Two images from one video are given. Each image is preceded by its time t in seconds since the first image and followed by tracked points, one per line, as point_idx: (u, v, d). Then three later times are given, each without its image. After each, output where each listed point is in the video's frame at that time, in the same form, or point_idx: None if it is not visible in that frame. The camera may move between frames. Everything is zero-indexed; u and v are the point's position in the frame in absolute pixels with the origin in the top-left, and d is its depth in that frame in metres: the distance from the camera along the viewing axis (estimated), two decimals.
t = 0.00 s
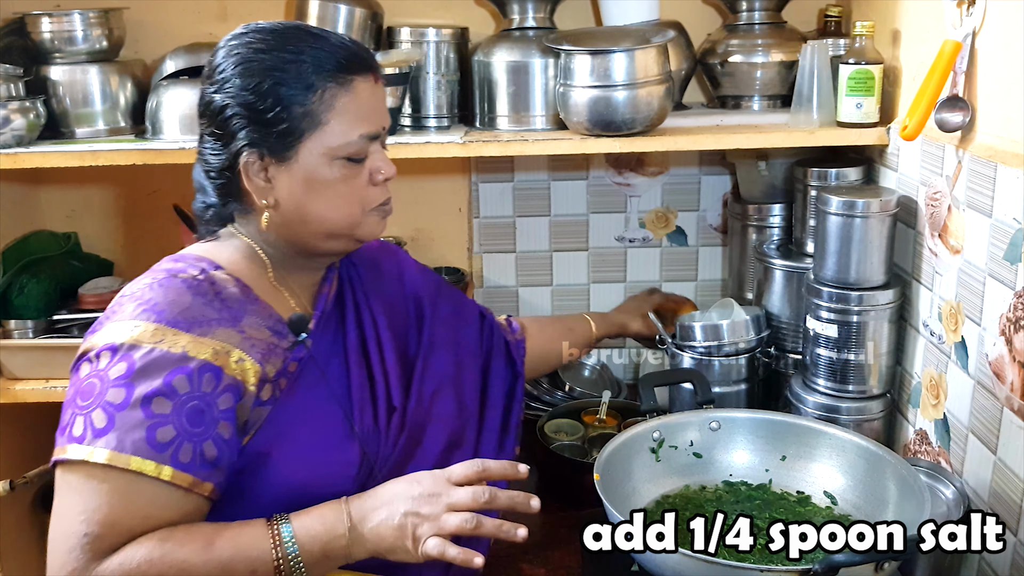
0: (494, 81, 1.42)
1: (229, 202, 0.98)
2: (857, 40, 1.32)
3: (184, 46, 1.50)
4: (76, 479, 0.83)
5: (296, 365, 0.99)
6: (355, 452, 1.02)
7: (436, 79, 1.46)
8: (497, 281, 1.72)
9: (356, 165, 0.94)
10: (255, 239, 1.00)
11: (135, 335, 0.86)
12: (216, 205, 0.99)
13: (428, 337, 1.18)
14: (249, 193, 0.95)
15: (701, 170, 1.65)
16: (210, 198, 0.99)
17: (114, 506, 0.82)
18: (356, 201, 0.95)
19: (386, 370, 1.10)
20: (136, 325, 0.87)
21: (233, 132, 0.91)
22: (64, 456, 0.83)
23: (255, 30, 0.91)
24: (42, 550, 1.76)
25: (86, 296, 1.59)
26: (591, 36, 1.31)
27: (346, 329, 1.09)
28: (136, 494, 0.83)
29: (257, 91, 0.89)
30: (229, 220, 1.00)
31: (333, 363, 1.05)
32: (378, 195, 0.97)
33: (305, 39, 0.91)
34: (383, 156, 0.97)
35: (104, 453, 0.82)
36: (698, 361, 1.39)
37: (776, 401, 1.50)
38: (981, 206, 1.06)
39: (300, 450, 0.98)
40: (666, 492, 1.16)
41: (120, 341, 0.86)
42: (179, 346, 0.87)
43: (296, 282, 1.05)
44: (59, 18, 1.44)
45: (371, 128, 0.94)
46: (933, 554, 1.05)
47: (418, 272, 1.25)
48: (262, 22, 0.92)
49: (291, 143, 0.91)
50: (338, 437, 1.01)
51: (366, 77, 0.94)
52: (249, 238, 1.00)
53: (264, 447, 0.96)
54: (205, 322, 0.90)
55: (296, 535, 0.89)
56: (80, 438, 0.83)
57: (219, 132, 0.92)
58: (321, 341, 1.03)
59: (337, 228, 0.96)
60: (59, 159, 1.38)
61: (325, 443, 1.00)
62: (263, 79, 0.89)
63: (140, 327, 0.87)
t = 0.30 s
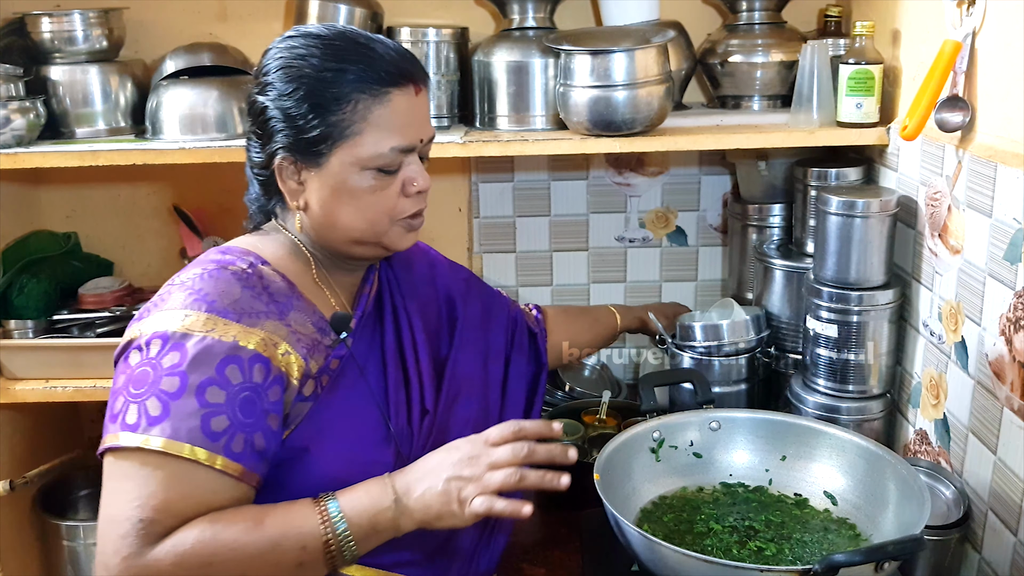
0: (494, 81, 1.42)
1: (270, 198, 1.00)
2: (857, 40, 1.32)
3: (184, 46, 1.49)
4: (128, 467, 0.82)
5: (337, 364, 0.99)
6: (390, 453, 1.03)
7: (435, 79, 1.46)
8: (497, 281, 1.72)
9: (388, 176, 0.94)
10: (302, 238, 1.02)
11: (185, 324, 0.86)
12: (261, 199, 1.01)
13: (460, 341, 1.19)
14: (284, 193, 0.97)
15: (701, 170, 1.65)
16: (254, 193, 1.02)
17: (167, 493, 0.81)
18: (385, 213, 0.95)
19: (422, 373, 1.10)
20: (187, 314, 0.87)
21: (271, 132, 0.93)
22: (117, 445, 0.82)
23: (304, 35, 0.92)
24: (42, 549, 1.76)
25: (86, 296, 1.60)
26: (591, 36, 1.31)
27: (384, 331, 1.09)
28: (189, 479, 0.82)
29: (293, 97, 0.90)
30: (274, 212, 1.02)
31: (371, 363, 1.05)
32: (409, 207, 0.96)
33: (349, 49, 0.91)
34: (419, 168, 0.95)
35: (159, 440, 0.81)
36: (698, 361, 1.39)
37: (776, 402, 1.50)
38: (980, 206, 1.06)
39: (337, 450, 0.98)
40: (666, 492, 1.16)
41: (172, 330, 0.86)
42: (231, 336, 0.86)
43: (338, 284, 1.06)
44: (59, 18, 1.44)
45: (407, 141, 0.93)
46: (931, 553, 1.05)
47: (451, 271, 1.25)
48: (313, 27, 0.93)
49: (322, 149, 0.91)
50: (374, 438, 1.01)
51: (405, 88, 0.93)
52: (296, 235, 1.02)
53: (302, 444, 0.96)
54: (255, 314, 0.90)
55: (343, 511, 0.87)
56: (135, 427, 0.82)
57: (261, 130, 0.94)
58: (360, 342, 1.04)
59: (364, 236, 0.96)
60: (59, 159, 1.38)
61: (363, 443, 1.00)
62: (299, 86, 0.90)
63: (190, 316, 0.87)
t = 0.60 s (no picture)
0: (494, 81, 1.42)
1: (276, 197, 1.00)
2: (857, 40, 1.32)
3: (184, 46, 1.50)
4: (171, 475, 0.80)
5: (342, 365, 1.00)
6: (392, 455, 1.03)
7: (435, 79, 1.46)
8: (497, 281, 1.72)
9: (392, 181, 0.93)
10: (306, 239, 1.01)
11: (203, 327, 0.85)
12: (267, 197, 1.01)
13: (462, 342, 1.19)
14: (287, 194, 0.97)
15: (701, 170, 1.65)
16: (260, 191, 1.02)
17: (218, 495, 0.81)
18: (388, 217, 0.95)
19: (424, 375, 1.10)
20: (203, 319, 0.86)
21: (276, 132, 0.93)
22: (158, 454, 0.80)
23: (313, 37, 0.92)
24: (42, 549, 1.76)
25: (86, 296, 1.61)
26: (591, 36, 1.31)
27: (387, 332, 1.09)
28: (237, 479, 0.82)
29: (298, 98, 0.90)
30: (279, 212, 1.02)
31: (375, 365, 1.05)
32: (413, 211, 0.96)
33: (356, 52, 0.91)
34: (424, 174, 0.95)
35: (207, 444, 0.80)
36: (698, 361, 1.39)
37: (776, 402, 1.50)
38: (980, 206, 1.06)
39: (344, 451, 0.98)
40: (664, 491, 1.16)
41: (192, 334, 0.84)
42: (252, 336, 0.86)
43: (342, 285, 1.06)
44: (59, 18, 1.44)
45: (411, 146, 0.93)
46: (931, 553, 1.05)
47: (455, 271, 1.24)
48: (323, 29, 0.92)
49: (325, 152, 0.91)
50: (378, 439, 1.02)
51: (410, 93, 0.93)
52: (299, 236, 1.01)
53: (309, 445, 0.96)
54: (269, 314, 0.90)
55: (393, 493, 0.90)
56: (176, 433, 0.80)
57: (267, 129, 0.94)
58: (365, 344, 1.04)
59: (366, 240, 0.96)
60: (59, 159, 1.38)
61: (369, 444, 1.00)
62: (304, 88, 0.90)
63: (207, 319, 0.86)
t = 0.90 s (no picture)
0: (494, 81, 1.42)
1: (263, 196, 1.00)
2: (857, 40, 1.32)
3: (184, 46, 1.50)
4: (187, 465, 0.79)
5: (338, 361, 0.99)
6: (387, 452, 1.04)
7: (435, 79, 1.46)
8: (497, 281, 1.72)
9: (373, 176, 0.93)
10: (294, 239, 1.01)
11: (203, 321, 0.84)
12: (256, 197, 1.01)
13: (455, 339, 1.19)
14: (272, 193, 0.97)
15: (701, 170, 1.65)
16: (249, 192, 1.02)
17: (235, 484, 0.80)
18: (372, 213, 0.94)
19: (417, 373, 1.11)
20: (201, 313, 0.85)
21: (258, 132, 0.93)
22: (170, 446, 0.79)
23: (292, 36, 0.92)
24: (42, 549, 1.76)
25: (86, 296, 1.61)
26: (591, 36, 1.31)
27: (380, 331, 1.10)
28: (251, 468, 0.81)
29: (276, 97, 0.90)
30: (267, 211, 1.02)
31: (368, 363, 1.06)
32: (396, 207, 0.95)
33: (331, 49, 0.90)
34: (406, 168, 0.94)
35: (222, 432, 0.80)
36: (698, 361, 1.39)
37: (776, 401, 1.50)
38: (980, 206, 1.06)
39: (341, 448, 0.98)
40: (667, 491, 1.16)
41: (193, 328, 0.84)
42: (251, 328, 0.86)
43: (333, 283, 1.05)
44: (59, 18, 1.44)
45: (390, 140, 0.92)
46: (931, 553, 1.05)
47: (449, 268, 1.24)
48: (302, 28, 0.92)
49: (304, 150, 0.91)
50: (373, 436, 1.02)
51: (388, 88, 0.92)
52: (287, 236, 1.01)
53: (302, 444, 0.95)
54: (264, 307, 0.90)
55: (415, 474, 0.89)
56: (188, 424, 0.79)
57: (251, 130, 0.95)
58: (358, 342, 1.05)
59: (352, 237, 0.96)
60: (59, 159, 1.38)
61: (365, 441, 1.01)
62: (281, 87, 0.90)
63: (204, 314, 0.85)
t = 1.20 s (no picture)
0: (494, 81, 1.42)
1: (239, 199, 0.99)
2: (857, 40, 1.32)
3: (184, 46, 1.50)
4: (164, 481, 0.79)
5: (316, 366, 0.98)
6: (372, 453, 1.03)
7: (436, 79, 1.46)
8: (497, 281, 1.72)
9: (338, 173, 0.91)
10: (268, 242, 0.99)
11: (173, 333, 0.84)
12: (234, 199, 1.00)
13: (441, 338, 1.18)
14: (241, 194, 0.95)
15: (701, 170, 1.65)
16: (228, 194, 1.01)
17: (210, 496, 0.79)
18: (338, 212, 0.92)
19: (402, 373, 1.10)
20: (171, 325, 0.84)
21: (226, 130, 0.92)
22: (142, 462, 0.79)
23: (258, 33, 0.90)
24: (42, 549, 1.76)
25: (86, 296, 1.60)
26: (591, 36, 1.31)
27: (362, 331, 1.09)
28: (227, 479, 0.81)
29: (241, 95, 0.89)
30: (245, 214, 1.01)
31: (350, 366, 1.05)
32: (362, 205, 0.93)
33: (296, 46, 0.89)
34: (373, 165, 0.92)
35: (194, 445, 0.79)
36: (698, 361, 1.39)
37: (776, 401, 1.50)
38: (980, 206, 1.06)
39: (323, 451, 0.97)
40: (667, 492, 1.16)
41: (163, 341, 0.83)
42: (221, 338, 0.85)
43: (311, 285, 1.04)
44: (59, 18, 1.44)
45: (354, 138, 0.90)
46: (931, 554, 1.05)
47: (435, 268, 1.24)
48: (272, 26, 0.91)
49: (269, 148, 0.89)
50: (358, 438, 1.01)
51: (353, 85, 0.90)
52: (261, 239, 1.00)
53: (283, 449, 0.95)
54: (235, 315, 0.89)
55: (392, 480, 0.88)
56: (159, 439, 0.79)
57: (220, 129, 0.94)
58: (339, 345, 1.03)
59: (319, 236, 0.94)
60: (59, 159, 1.38)
61: (349, 443, 1.00)
62: (247, 85, 0.88)
63: (174, 326, 0.84)
